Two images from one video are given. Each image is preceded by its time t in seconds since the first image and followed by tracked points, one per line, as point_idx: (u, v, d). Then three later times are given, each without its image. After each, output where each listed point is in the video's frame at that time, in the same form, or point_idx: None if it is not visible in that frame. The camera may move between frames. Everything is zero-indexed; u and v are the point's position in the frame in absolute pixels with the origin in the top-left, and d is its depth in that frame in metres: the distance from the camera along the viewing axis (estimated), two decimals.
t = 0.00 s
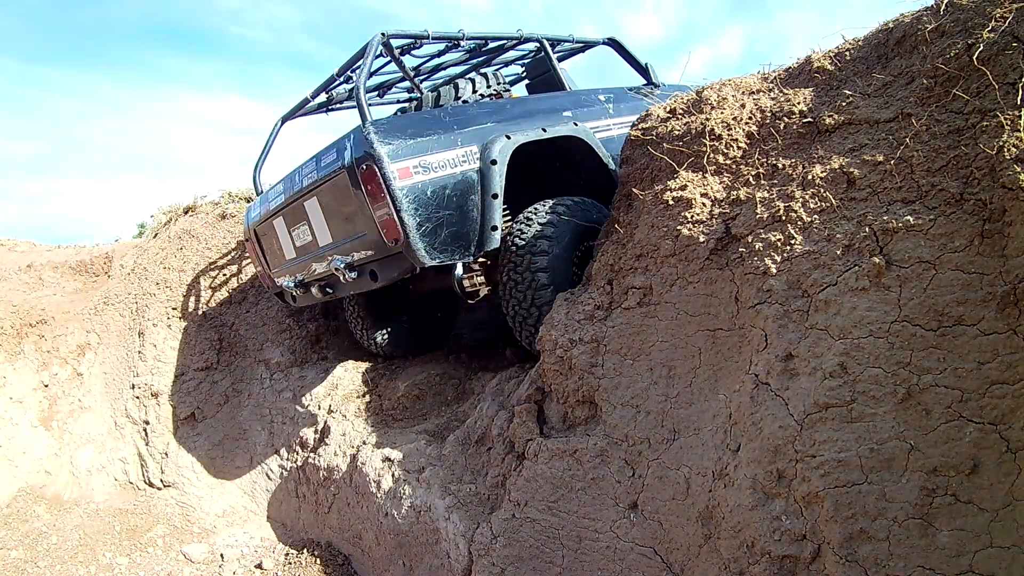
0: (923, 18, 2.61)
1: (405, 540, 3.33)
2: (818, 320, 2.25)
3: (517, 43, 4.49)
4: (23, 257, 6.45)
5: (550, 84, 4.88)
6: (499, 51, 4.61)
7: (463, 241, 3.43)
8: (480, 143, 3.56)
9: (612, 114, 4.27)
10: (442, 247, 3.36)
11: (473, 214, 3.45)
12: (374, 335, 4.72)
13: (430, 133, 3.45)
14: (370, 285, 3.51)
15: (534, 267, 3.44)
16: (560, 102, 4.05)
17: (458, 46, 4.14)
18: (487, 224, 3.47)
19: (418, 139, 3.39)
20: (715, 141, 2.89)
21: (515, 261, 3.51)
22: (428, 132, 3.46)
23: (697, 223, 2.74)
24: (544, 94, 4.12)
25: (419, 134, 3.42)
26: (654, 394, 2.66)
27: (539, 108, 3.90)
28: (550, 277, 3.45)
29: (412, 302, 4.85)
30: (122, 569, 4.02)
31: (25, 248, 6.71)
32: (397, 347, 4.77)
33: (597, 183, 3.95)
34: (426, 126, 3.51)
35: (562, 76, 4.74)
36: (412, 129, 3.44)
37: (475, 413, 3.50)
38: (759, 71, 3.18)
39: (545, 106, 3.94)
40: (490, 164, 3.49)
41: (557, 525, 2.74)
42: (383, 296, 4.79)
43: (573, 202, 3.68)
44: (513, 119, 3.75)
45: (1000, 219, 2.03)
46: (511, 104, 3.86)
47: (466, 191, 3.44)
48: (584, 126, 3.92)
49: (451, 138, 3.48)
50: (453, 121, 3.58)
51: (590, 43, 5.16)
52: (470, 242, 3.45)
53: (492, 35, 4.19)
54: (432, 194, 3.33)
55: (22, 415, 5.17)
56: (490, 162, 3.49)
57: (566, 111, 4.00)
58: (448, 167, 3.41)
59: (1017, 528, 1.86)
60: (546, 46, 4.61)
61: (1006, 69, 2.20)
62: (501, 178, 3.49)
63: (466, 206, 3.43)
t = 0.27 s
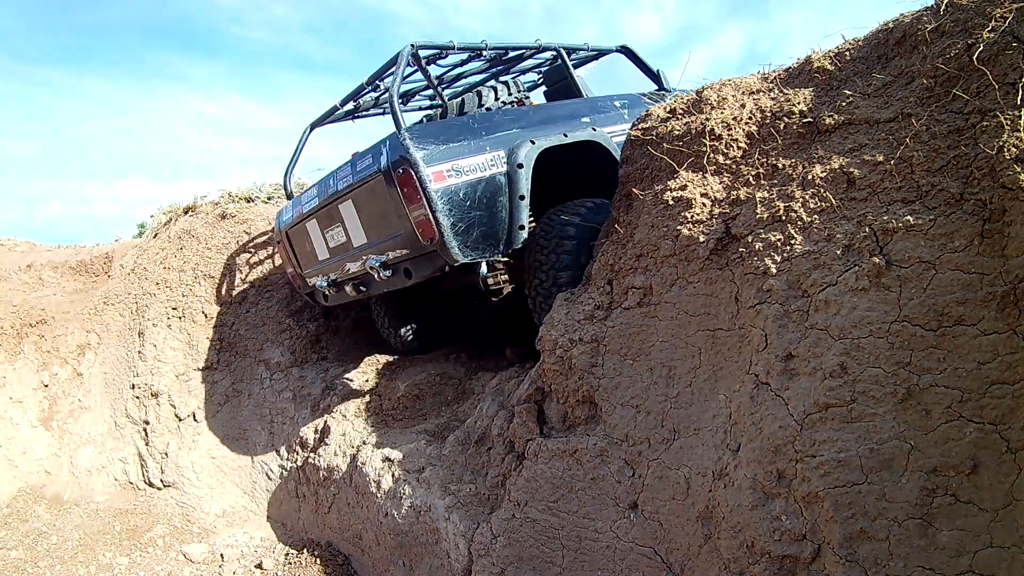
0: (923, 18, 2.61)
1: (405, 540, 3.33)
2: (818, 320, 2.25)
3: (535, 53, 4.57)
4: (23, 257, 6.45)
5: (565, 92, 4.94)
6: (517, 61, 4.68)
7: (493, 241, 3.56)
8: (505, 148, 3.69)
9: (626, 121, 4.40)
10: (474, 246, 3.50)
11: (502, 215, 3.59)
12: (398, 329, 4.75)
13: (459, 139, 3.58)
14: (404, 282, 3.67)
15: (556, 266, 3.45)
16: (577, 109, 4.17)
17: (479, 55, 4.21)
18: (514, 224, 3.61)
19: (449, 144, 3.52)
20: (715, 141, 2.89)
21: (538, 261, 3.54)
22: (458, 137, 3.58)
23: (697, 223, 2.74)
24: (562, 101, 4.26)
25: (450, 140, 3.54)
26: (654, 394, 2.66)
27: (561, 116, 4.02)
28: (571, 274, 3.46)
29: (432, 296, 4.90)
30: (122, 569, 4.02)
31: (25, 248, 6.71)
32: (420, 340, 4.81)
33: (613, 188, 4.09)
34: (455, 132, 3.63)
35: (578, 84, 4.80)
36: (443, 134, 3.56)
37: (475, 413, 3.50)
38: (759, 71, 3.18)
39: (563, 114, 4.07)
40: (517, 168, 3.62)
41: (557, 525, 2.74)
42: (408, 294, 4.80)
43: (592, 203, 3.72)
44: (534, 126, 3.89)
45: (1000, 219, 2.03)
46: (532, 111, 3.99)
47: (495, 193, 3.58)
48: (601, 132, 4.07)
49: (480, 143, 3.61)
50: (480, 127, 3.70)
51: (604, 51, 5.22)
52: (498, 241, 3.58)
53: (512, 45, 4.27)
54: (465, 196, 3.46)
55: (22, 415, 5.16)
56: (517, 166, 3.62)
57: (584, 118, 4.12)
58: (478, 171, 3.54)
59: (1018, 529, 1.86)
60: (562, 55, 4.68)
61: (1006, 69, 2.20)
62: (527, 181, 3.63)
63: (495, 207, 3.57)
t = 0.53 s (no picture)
0: (923, 18, 2.61)
1: (405, 540, 3.33)
2: (818, 320, 2.25)
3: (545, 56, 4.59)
4: (23, 257, 6.45)
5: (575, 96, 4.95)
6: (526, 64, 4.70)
7: (496, 231, 3.65)
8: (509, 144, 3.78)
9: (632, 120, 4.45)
10: (478, 236, 3.58)
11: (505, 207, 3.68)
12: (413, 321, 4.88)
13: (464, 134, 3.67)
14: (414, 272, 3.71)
15: (562, 266, 3.43)
16: (582, 107, 4.24)
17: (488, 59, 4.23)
18: (517, 215, 3.71)
19: (455, 139, 3.61)
20: (715, 141, 2.89)
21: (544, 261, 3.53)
22: (463, 133, 3.67)
23: (697, 223, 2.74)
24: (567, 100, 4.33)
25: (455, 135, 3.63)
26: (654, 394, 2.66)
27: (564, 113, 4.11)
28: (578, 273, 3.44)
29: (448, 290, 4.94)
30: (123, 569, 4.02)
31: (25, 248, 6.70)
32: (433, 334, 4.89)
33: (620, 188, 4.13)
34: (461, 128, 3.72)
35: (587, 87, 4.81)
36: (449, 130, 3.65)
37: (476, 413, 3.50)
38: (759, 71, 3.18)
39: (568, 112, 4.13)
40: (519, 163, 3.72)
41: (557, 525, 2.74)
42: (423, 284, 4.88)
43: (593, 199, 3.72)
44: (539, 123, 3.97)
45: (1000, 219, 2.03)
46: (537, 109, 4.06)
47: (499, 186, 3.67)
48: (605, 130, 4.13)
49: (485, 138, 3.70)
50: (485, 124, 3.79)
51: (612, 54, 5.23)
52: (502, 231, 3.67)
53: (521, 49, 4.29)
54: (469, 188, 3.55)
55: (23, 414, 5.15)
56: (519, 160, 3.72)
57: (588, 116, 4.19)
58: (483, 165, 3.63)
59: (1018, 529, 1.86)
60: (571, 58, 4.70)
61: (1006, 69, 2.20)
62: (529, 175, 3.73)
63: (499, 200, 3.66)
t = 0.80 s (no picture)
0: (923, 18, 2.61)
1: (405, 540, 3.33)
2: (818, 320, 2.25)
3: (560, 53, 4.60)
4: (23, 257, 6.45)
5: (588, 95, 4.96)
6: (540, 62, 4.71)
7: (508, 206, 3.73)
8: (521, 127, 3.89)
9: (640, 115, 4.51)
10: (490, 209, 3.66)
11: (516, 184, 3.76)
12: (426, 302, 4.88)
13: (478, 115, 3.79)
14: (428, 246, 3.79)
15: (572, 261, 3.45)
16: (592, 100, 4.35)
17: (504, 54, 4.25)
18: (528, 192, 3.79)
19: (469, 119, 3.72)
20: (715, 141, 2.89)
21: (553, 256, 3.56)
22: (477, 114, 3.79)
23: (697, 223, 2.74)
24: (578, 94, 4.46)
25: (469, 115, 3.75)
26: (654, 394, 2.66)
27: (574, 104, 4.23)
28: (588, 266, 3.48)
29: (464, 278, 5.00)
30: (123, 569, 4.02)
31: (25, 248, 6.70)
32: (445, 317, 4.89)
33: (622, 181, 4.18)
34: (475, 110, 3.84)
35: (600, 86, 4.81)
36: (463, 110, 3.77)
37: (476, 413, 3.51)
38: (759, 71, 3.17)
39: (578, 104, 4.24)
40: (530, 142, 3.83)
41: (556, 525, 2.74)
42: (437, 268, 4.92)
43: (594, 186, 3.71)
44: (549, 111, 4.09)
45: (1000, 219, 2.03)
46: (548, 99, 4.19)
47: (511, 164, 3.76)
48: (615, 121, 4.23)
49: (498, 119, 3.82)
50: (498, 107, 3.91)
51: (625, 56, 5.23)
52: (513, 207, 3.75)
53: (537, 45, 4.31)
54: (482, 163, 3.64)
55: (23, 414, 5.15)
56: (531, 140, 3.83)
57: (598, 107, 4.30)
58: (496, 143, 3.74)
59: (1018, 529, 1.86)
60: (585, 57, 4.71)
61: (1006, 69, 2.20)
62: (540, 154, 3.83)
63: (511, 177, 3.75)
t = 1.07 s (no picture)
0: (923, 18, 2.60)
1: (405, 540, 3.33)
2: (818, 320, 2.25)
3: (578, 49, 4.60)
4: (23, 257, 6.44)
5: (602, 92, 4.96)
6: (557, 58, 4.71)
7: (520, 171, 3.85)
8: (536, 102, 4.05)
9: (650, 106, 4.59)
10: (503, 173, 3.79)
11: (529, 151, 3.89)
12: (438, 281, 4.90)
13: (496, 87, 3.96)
14: (443, 208, 3.88)
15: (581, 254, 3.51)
16: (604, 86, 4.49)
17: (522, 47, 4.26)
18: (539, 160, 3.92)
19: (487, 90, 3.90)
20: (715, 141, 2.89)
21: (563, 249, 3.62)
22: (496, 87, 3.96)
23: (697, 223, 2.74)
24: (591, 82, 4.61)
25: (488, 86, 3.93)
26: (654, 394, 2.66)
27: (587, 88, 4.38)
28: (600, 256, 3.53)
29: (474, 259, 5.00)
30: (122, 569, 4.02)
31: (25, 248, 6.69)
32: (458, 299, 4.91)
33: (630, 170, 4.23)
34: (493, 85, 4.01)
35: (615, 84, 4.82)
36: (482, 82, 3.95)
37: (476, 413, 3.51)
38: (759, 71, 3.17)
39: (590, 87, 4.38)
40: (544, 115, 3.98)
41: (556, 525, 2.74)
42: (450, 248, 4.93)
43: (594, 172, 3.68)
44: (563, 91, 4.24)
45: (1000, 219, 2.03)
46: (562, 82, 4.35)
47: (524, 133, 3.91)
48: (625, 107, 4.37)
49: (514, 93, 3.99)
50: (515, 84, 4.08)
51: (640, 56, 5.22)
52: (524, 173, 3.87)
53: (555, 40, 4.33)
54: (497, 129, 3.79)
55: (22, 415, 5.16)
56: (545, 113, 3.98)
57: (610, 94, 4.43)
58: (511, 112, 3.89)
59: (1018, 529, 1.86)
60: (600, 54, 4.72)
61: (1006, 69, 2.20)
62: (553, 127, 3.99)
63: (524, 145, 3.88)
